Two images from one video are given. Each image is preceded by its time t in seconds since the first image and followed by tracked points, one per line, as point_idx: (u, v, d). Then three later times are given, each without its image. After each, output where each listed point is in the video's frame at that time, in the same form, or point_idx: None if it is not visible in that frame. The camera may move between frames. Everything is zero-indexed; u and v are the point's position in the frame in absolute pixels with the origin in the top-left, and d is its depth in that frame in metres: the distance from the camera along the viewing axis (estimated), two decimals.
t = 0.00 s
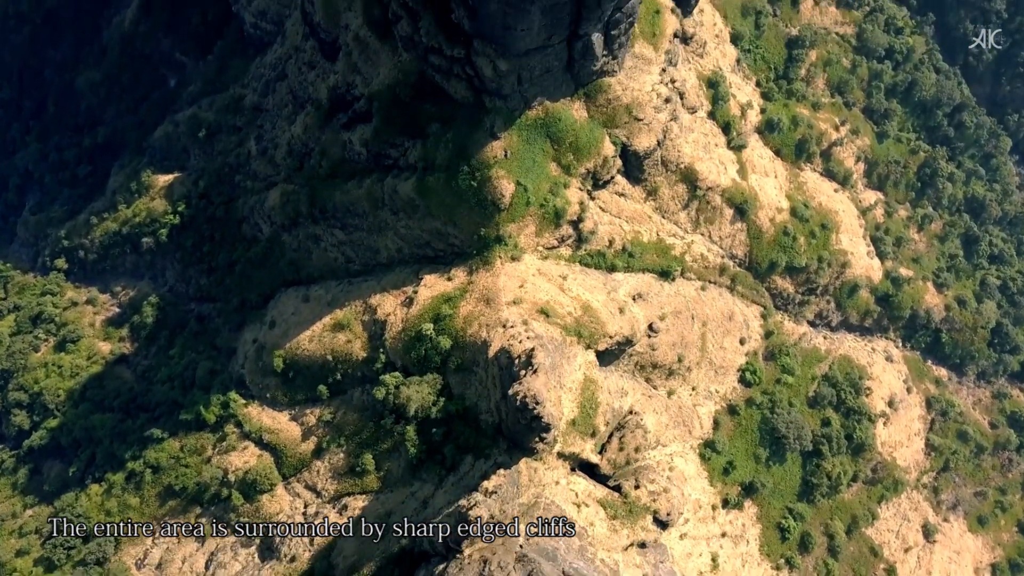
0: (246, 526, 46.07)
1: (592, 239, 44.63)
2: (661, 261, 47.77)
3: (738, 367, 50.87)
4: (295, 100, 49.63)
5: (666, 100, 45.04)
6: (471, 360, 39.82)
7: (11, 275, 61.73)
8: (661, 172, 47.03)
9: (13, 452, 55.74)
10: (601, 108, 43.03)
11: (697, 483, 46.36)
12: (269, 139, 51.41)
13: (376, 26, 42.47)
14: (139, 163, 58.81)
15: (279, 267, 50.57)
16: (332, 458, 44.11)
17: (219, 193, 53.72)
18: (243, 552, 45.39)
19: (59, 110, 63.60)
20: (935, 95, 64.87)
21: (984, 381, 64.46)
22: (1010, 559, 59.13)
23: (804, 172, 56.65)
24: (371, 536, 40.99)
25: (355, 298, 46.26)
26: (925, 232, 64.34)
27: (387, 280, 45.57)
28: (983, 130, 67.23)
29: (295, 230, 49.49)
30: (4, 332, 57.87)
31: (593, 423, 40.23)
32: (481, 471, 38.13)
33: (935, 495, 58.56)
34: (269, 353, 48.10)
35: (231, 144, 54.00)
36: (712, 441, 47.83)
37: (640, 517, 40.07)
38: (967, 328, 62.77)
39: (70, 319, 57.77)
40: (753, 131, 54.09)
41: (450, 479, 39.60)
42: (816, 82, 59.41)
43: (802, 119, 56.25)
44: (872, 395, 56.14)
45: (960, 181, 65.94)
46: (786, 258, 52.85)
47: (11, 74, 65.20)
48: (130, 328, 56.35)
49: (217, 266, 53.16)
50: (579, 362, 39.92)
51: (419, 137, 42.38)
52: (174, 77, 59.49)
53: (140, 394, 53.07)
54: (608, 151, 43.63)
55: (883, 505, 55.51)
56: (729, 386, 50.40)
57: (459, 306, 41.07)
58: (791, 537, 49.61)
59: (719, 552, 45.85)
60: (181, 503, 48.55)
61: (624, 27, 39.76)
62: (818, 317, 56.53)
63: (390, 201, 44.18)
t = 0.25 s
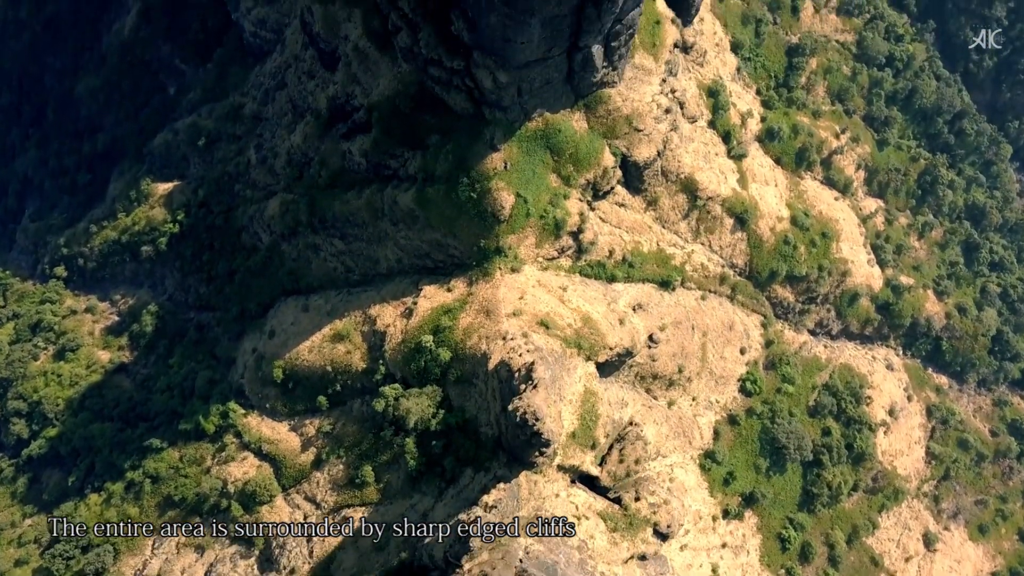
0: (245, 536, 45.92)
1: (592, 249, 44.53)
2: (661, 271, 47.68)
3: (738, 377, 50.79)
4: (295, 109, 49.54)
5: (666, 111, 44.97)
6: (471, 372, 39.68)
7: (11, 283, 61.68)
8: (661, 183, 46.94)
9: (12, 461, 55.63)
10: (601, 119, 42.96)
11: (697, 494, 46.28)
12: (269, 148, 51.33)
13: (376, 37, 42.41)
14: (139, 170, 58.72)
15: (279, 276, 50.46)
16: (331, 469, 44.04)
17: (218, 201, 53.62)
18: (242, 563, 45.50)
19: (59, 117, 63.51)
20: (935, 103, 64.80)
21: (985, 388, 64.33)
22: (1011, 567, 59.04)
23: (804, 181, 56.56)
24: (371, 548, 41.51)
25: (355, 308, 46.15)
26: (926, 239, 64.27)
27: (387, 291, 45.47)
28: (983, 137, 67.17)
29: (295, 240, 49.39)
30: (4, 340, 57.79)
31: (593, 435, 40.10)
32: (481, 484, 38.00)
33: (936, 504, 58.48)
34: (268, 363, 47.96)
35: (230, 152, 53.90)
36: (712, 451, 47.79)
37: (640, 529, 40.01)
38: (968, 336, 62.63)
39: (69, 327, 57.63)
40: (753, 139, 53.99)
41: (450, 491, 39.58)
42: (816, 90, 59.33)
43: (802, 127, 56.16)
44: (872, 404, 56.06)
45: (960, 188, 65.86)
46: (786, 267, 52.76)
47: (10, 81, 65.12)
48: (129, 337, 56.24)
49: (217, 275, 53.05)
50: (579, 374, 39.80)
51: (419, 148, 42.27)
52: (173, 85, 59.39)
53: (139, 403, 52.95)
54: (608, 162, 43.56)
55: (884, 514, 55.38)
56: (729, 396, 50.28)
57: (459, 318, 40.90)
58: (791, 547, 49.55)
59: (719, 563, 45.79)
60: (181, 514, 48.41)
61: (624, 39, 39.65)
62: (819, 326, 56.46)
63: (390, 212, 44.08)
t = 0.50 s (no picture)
0: (244, 550, 45.97)
1: (592, 262, 44.41)
2: (661, 282, 47.56)
3: (738, 388, 50.69)
4: (294, 120, 49.44)
5: (667, 123, 44.88)
6: (470, 387, 39.52)
7: (10, 292, 61.63)
8: (661, 195, 46.83)
9: (11, 471, 55.53)
10: (601, 132, 42.88)
11: (698, 507, 46.16)
12: (268, 159, 51.25)
13: (375, 50, 42.30)
14: (138, 180, 58.63)
15: (278, 287, 50.36)
16: (331, 482, 44.03)
17: (217, 212, 53.54)
18: None
19: (58, 127, 63.43)
20: (936, 111, 64.71)
21: (985, 397, 64.17)
22: None
23: (805, 191, 56.46)
24: (371, 563, 41.41)
25: (354, 320, 46.03)
26: (927, 248, 64.18)
27: (387, 303, 45.35)
28: (984, 145, 67.07)
29: (294, 251, 49.29)
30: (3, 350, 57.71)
31: (593, 449, 40.00)
32: (481, 500, 37.92)
33: (937, 514, 58.38)
34: (267, 375, 47.81)
35: (229, 163, 53.82)
36: (712, 464, 47.69)
37: (640, 544, 39.98)
38: (969, 345, 62.49)
39: (68, 337, 57.52)
40: (753, 150, 53.90)
41: (450, 507, 39.51)
42: (816, 99, 59.26)
43: (803, 137, 56.08)
44: (873, 414, 55.94)
45: (960, 197, 65.76)
46: (786, 277, 52.66)
47: (10, 91, 65.14)
48: (129, 347, 56.14)
49: (216, 285, 52.91)
50: (579, 388, 39.68)
51: (419, 161, 42.14)
52: (173, 94, 59.32)
53: (139, 414, 52.85)
54: (608, 174, 43.48)
55: (885, 525, 55.22)
56: (729, 408, 50.16)
57: (459, 331, 40.75)
58: (792, 558, 49.41)
59: None
60: (179, 526, 48.14)
61: (624, 52, 39.52)
62: (819, 336, 56.39)
63: (389, 224, 43.97)
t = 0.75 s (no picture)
0: (243, 561, 45.81)
1: (592, 272, 44.31)
2: (661, 292, 47.47)
3: (739, 398, 50.63)
4: (294, 130, 49.35)
5: (667, 134, 44.81)
6: (470, 399, 39.46)
7: (9, 300, 61.51)
8: (661, 205, 46.73)
9: (10, 480, 55.36)
10: (601, 143, 42.80)
11: (698, 517, 46.08)
12: (268, 168, 51.13)
13: (375, 60, 42.16)
14: (137, 188, 58.53)
15: (278, 297, 50.28)
16: (330, 493, 44.04)
17: (217, 221, 53.45)
18: None
19: (58, 133, 63.35)
20: (936, 118, 64.61)
21: (986, 405, 64.04)
22: None
23: (805, 199, 56.37)
24: None
25: (354, 331, 45.92)
26: (927, 255, 64.12)
27: (387, 313, 45.25)
28: (984, 153, 66.99)
29: (294, 261, 49.19)
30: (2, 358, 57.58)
31: (593, 461, 39.93)
32: (481, 513, 38.19)
33: (937, 523, 58.33)
34: (267, 385, 47.64)
35: (229, 172, 53.75)
36: (713, 474, 47.59)
37: (640, 556, 40.05)
38: (969, 353, 62.38)
39: (67, 346, 57.37)
40: (754, 158, 53.83)
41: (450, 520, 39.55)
42: (817, 107, 59.22)
43: (803, 145, 56.01)
44: (873, 423, 55.85)
45: (961, 204, 65.66)
46: (787, 286, 52.57)
47: (10, 98, 65.08)
48: (128, 356, 56.01)
49: (215, 294, 52.74)
50: (579, 401, 39.57)
51: (419, 172, 42.02)
52: (172, 102, 59.24)
53: (138, 424, 52.73)
54: (608, 186, 43.44)
55: (885, 535, 55.11)
56: (730, 417, 50.07)
57: (459, 343, 40.62)
58: (793, 569, 49.29)
59: None
60: (179, 536, 47.95)
61: (624, 64, 39.41)
62: (820, 344, 56.33)
63: (389, 235, 43.86)
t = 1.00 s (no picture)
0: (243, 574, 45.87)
1: (592, 285, 44.22)
2: (661, 304, 47.35)
3: (740, 410, 50.57)
4: (293, 141, 49.26)
5: (667, 146, 44.72)
6: (470, 415, 39.42)
7: (9, 309, 61.44)
8: (661, 217, 46.62)
9: (9, 491, 55.28)
10: (601, 156, 42.71)
11: (699, 530, 46.00)
12: (268, 179, 51.03)
13: (375, 73, 42.05)
14: (137, 198, 58.48)
15: (277, 308, 50.21)
16: (329, 507, 44.04)
17: (216, 232, 53.39)
18: None
19: (57, 142, 63.27)
20: (937, 127, 64.50)
21: (987, 414, 63.90)
22: None
23: (806, 209, 56.28)
24: None
25: (354, 343, 45.81)
26: (928, 264, 64.01)
27: (386, 326, 45.12)
28: (985, 161, 66.87)
29: (293, 272, 49.10)
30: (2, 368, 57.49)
31: (593, 476, 39.68)
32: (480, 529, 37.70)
33: (938, 533, 58.24)
34: (266, 398, 47.53)
35: (228, 182, 53.68)
36: (713, 487, 47.48)
37: (639, 570, 40.44)
38: (970, 362, 62.24)
39: (66, 356, 57.27)
40: (754, 169, 53.74)
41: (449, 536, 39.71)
42: (817, 116, 59.15)
43: (803, 155, 55.92)
44: (874, 434, 55.74)
45: (962, 213, 65.55)
46: (788, 297, 52.46)
47: (9, 107, 65.01)
48: (127, 366, 55.92)
49: (215, 305, 52.63)
50: (579, 415, 39.46)
51: (418, 185, 41.92)
52: (172, 112, 59.16)
53: (137, 435, 52.63)
54: (608, 199, 43.35)
55: (886, 545, 54.94)
56: (730, 429, 49.98)
57: (459, 357, 40.50)
58: None
59: None
60: (178, 549, 47.73)
61: (624, 78, 39.32)
62: (820, 354, 56.23)
63: (389, 248, 43.75)
